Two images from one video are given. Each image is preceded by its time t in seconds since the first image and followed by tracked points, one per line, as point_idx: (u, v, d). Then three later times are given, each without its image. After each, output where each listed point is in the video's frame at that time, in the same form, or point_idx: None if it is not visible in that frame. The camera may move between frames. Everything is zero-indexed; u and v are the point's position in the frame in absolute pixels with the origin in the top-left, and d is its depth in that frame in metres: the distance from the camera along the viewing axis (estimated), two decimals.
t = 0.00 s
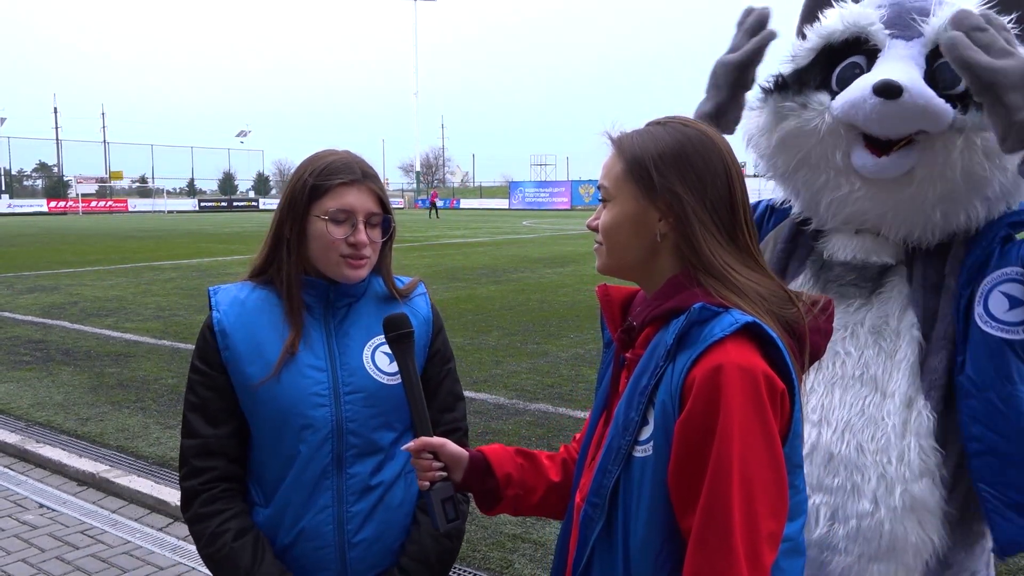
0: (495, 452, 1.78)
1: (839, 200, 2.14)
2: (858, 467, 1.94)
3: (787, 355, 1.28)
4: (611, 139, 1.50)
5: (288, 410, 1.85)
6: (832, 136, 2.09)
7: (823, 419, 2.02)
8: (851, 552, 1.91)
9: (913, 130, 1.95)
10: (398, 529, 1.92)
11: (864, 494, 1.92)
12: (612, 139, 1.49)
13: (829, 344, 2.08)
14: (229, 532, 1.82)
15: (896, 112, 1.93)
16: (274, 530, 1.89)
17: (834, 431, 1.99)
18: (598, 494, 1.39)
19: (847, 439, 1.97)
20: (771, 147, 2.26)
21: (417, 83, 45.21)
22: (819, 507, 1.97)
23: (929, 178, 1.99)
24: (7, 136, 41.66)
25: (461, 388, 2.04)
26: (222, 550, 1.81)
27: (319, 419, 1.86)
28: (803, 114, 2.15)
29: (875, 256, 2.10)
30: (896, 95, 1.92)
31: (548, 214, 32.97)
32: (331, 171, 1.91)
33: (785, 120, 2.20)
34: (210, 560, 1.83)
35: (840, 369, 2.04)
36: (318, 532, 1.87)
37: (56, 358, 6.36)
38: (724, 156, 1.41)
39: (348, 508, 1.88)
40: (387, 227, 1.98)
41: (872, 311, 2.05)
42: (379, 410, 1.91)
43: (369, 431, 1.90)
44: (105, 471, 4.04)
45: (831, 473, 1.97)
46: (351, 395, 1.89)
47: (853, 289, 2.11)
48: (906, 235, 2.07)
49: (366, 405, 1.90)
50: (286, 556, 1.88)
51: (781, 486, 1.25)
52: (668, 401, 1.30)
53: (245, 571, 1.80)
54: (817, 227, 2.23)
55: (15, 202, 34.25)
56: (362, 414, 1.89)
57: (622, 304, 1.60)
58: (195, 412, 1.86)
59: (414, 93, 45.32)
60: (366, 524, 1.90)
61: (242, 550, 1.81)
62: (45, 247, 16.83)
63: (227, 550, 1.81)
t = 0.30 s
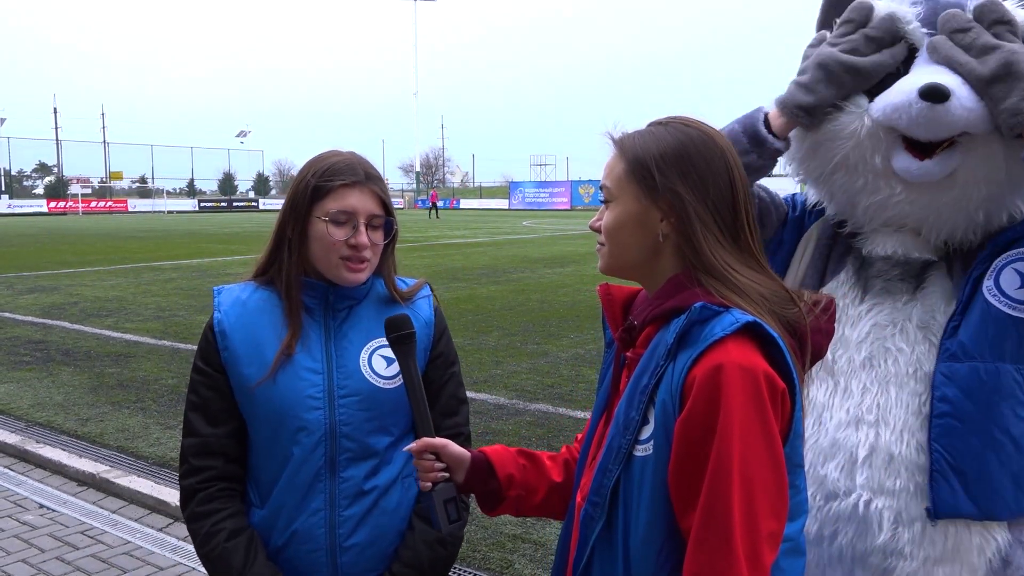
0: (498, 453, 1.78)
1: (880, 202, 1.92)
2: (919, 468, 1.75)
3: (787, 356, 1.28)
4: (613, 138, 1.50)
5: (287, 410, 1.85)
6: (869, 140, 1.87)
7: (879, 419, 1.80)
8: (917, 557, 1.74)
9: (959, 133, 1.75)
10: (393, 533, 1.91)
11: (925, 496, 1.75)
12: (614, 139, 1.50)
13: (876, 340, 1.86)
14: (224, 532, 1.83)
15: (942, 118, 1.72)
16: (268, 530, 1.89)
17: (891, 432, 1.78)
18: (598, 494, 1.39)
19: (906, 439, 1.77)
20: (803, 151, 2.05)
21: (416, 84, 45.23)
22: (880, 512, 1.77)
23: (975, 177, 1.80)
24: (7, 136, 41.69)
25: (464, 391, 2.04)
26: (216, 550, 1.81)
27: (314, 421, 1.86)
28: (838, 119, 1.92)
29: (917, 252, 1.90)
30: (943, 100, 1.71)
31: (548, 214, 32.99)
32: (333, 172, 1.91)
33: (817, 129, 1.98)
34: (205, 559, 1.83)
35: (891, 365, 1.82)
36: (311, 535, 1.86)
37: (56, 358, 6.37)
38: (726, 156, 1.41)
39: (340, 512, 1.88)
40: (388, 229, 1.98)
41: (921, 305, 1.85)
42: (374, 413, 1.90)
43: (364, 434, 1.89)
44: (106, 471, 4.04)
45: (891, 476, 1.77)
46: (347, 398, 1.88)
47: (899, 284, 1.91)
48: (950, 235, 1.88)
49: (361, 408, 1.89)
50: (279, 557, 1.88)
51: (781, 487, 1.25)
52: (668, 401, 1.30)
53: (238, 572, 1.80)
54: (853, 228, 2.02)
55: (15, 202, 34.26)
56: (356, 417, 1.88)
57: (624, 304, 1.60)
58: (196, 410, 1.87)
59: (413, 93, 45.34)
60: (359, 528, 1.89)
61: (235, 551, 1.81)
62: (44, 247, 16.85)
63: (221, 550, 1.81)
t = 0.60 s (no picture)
0: (500, 454, 1.78)
1: (932, 223, 1.64)
2: (980, 491, 1.56)
3: (790, 356, 1.28)
4: (615, 138, 1.50)
5: (286, 410, 1.85)
6: (936, 167, 1.57)
7: (937, 442, 1.58)
8: None
9: None
10: (392, 533, 1.91)
11: (985, 518, 1.57)
12: (616, 139, 1.49)
13: (929, 357, 1.62)
14: (223, 531, 1.82)
15: None
16: (268, 529, 1.89)
17: (950, 455, 1.57)
18: (600, 494, 1.39)
19: (966, 463, 1.56)
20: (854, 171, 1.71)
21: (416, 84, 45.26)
22: (943, 537, 1.55)
23: None
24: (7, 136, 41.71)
25: (465, 392, 2.03)
26: (215, 549, 1.81)
27: (314, 422, 1.86)
28: (904, 145, 1.58)
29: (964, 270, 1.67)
30: None
31: (548, 214, 33.01)
32: (333, 173, 1.90)
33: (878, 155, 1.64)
34: (204, 558, 1.83)
35: (946, 383, 1.60)
36: (311, 534, 1.86)
37: (56, 358, 6.38)
38: (729, 157, 1.41)
39: (339, 512, 1.88)
40: (389, 230, 1.97)
41: (974, 322, 1.63)
42: (374, 413, 1.90)
43: (363, 436, 1.89)
44: (106, 471, 4.04)
45: (954, 498, 1.56)
46: (346, 398, 1.88)
47: (948, 300, 1.67)
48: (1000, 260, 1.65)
49: (361, 409, 1.89)
50: (279, 557, 1.88)
51: (784, 487, 1.25)
52: (671, 401, 1.30)
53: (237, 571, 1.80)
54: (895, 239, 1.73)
55: (15, 202, 34.26)
56: (356, 418, 1.88)
57: (627, 303, 1.60)
58: (196, 409, 1.87)
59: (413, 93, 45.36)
60: (358, 528, 1.89)
61: (234, 550, 1.81)
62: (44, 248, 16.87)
63: (220, 549, 1.81)
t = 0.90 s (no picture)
0: (500, 455, 1.77)
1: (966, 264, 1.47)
2: (1004, 534, 1.45)
3: (793, 356, 1.27)
4: (616, 139, 1.50)
5: (287, 411, 1.85)
6: (995, 226, 1.39)
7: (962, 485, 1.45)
8: None
9: None
10: (396, 533, 1.91)
11: (1007, 559, 1.46)
12: (617, 139, 1.49)
13: (956, 397, 1.47)
14: (227, 536, 1.82)
15: None
16: (271, 532, 1.89)
17: (974, 497, 1.45)
18: (602, 494, 1.39)
19: (988, 504, 1.45)
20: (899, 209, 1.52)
21: (416, 84, 45.26)
22: None
23: None
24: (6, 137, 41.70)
25: (462, 390, 2.03)
26: (220, 555, 1.81)
27: (317, 423, 1.86)
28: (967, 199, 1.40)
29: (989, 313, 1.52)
30: None
31: (548, 214, 33.01)
32: (334, 172, 1.90)
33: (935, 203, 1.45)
34: (208, 564, 1.83)
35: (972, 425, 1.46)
36: (316, 536, 1.86)
37: (56, 358, 6.38)
38: (731, 156, 1.41)
39: (344, 513, 1.87)
40: (388, 230, 1.97)
41: (1002, 361, 1.49)
42: (376, 414, 1.89)
43: (367, 436, 1.88)
44: (106, 471, 4.04)
45: (978, 541, 1.45)
46: (349, 399, 1.88)
47: (973, 338, 1.51)
48: None
49: (363, 409, 1.88)
50: (284, 560, 1.88)
51: (788, 487, 1.24)
52: (673, 402, 1.30)
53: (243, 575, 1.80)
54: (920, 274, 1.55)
55: (15, 203, 34.26)
56: (360, 419, 1.88)
57: (627, 303, 1.59)
58: (195, 413, 1.86)
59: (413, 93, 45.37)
60: (363, 528, 1.89)
61: (240, 555, 1.81)
62: (44, 248, 16.86)
63: (225, 555, 1.81)
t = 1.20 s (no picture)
0: (501, 455, 1.77)
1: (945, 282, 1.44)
2: (970, 548, 1.40)
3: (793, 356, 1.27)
4: (619, 137, 1.50)
5: (287, 411, 1.85)
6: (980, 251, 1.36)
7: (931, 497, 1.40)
8: None
9: None
10: (395, 533, 1.91)
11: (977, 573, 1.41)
12: (620, 137, 1.49)
13: (925, 409, 1.42)
14: (226, 533, 1.82)
15: None
16: (270, 531, 1.89)
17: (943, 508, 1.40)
18: (603, 494, 1.38)
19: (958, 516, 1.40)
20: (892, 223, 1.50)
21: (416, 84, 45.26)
22: None
23: None
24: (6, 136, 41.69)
25: (465, 391, 2.03)
26: (218, 551, 1.81)
27: (317, 423, 1.86)
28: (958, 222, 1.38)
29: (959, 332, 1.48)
30: None
31: (548, 214, 33.01)
32: (336, 172, 1.90)
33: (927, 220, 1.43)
34: (206, 560, 1.83)
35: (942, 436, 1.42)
36: (314, 536, 1.86)
37: (56, 358, 6.37)
38: (733, 157, 1.41)
39: (342, 513, 1.87)
40: (390, 230, 1.97)
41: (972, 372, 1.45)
42: (375, 414, 1.89)
43: (366, 436, 1.88)
44: (106, 471, 4.04)
45: (943, 551, 1.40)
46: (349, 399, 1.88)
47: (943, 350, 1.48)
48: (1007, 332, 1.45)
49: (363, 409, 1.88)
50: (282, 558, 1.88)
51: (786, 488, 1.24)
52: (673, 401, 1.30)
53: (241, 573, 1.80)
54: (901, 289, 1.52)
55: (15, 203, 34.24)
56: (358, 419, 1.88)
57: (628, 303, 1.59)
58: (196, 411, 1.86)
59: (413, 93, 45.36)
60: (361, 529, 1.88)
61: (238, 552, 1.81)
62: (44, 248, 16.84)
63: (223, 551, 1.81)
